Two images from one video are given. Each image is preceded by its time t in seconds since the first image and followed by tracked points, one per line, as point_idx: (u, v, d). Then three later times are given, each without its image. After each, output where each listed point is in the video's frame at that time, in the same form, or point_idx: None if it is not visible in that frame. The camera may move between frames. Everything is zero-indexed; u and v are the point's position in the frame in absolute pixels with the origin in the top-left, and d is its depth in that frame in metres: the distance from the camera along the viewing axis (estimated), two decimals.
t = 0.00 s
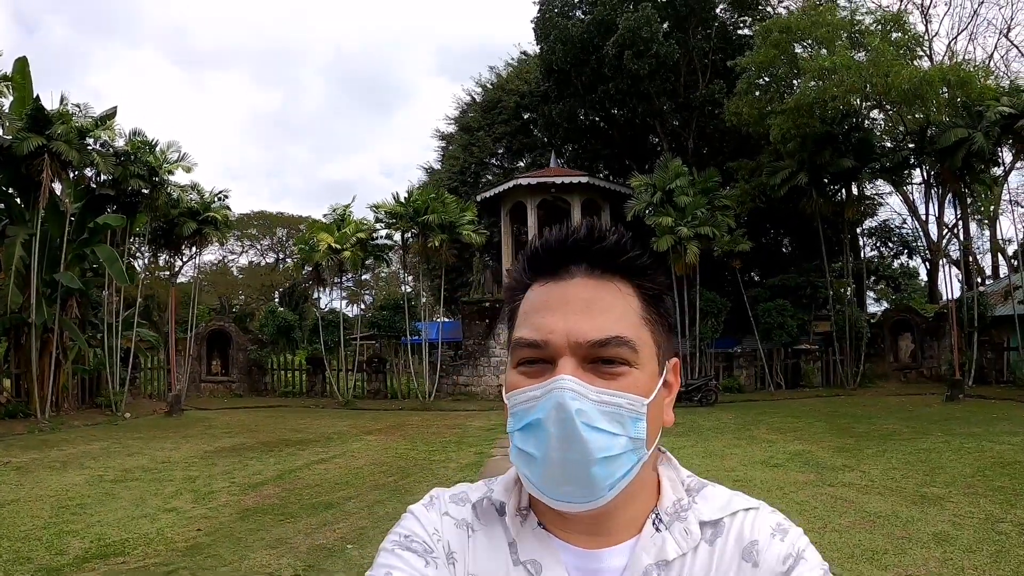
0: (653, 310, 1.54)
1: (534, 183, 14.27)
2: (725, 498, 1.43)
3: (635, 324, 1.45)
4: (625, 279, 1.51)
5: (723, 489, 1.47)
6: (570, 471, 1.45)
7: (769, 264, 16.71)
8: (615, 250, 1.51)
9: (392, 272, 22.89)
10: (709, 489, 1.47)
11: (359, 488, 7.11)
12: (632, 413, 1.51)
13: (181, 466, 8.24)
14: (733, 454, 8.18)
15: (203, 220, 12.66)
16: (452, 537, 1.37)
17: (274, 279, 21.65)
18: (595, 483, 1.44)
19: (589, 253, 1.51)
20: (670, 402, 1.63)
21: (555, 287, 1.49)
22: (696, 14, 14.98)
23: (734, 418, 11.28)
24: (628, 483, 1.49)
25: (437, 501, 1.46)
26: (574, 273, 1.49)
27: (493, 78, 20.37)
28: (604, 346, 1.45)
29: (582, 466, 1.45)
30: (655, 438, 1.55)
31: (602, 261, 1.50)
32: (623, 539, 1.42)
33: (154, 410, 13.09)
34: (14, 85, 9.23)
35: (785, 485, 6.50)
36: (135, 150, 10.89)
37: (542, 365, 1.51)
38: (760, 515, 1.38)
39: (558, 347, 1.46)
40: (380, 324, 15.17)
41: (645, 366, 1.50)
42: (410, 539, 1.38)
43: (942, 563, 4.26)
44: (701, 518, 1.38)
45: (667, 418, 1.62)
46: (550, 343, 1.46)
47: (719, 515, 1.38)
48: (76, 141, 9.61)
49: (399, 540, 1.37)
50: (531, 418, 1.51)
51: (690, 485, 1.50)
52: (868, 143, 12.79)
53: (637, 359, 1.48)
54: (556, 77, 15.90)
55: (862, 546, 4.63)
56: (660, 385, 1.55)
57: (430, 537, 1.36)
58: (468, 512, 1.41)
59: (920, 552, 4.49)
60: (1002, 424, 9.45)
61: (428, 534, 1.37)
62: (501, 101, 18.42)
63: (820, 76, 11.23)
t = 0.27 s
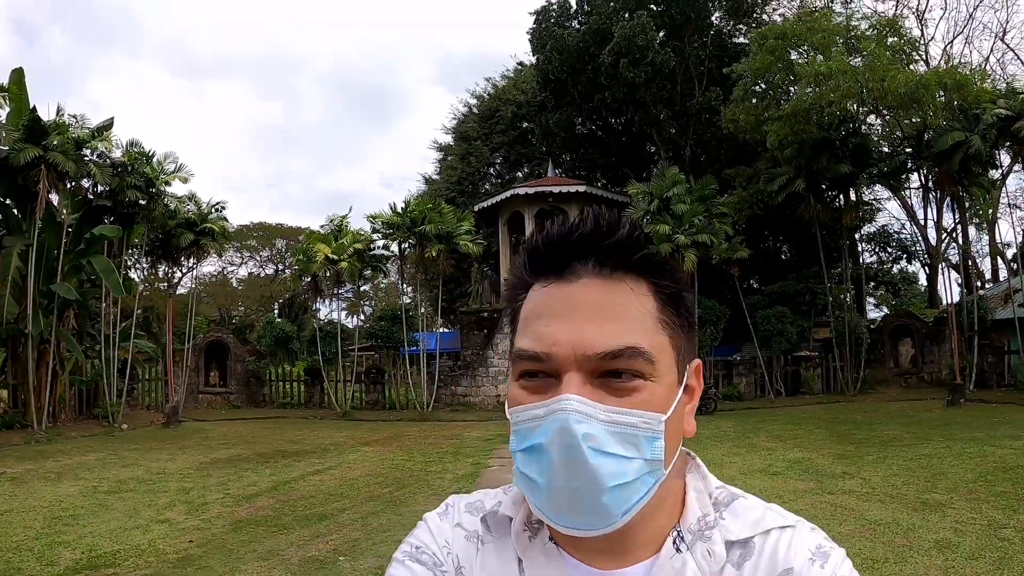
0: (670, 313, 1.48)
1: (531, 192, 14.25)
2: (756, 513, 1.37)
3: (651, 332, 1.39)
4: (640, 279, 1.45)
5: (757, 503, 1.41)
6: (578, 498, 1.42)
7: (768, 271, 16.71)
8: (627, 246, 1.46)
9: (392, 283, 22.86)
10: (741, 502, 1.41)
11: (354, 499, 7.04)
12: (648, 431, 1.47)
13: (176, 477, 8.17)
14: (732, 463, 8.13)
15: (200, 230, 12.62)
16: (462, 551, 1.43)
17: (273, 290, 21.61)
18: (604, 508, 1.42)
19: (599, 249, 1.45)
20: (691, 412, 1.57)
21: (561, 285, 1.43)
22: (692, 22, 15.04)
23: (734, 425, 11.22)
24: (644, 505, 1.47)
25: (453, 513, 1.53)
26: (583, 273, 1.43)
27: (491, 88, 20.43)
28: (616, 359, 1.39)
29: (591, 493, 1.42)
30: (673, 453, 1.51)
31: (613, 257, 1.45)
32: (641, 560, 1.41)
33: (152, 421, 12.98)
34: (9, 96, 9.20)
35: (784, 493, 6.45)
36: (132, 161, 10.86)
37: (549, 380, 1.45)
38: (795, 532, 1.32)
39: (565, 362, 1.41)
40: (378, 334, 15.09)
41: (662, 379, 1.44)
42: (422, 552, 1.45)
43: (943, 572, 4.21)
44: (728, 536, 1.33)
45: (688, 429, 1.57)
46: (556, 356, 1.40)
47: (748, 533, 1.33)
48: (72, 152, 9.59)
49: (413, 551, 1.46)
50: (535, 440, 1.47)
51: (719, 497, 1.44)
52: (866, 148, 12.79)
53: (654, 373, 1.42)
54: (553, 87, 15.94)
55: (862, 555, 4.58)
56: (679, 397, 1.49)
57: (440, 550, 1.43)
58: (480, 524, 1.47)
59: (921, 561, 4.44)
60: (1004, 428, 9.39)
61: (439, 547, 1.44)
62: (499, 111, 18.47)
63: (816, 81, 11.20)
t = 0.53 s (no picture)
0: (655, 319, 1.41)
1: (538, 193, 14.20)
2: (752, 536, 1.26)
3: (630, 340, 1.33)
4: (621, 285, 1.40)
5: (754, 524, 1.29)
6: (558, 509, 1.40)
7: (777, 269, 16.58)
8: (607, 252, 1.42)
9: (400, 287, 22.88)
10: (737, 523, 1.29)
11: (361, 504, 7.03)
12: (629, 441, 1.41)
13: (185, 483, 8.18)
14: (742, 463, 8.05)
15: (208, 237, 12.69)
16: (446, 568, 1.46)
17: (283, 296, 21.67)
18: (583, 518, 1.39)
19: (580, 256, 1.42)
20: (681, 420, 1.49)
21: (544, 294, 1.40)
22: (695, 20, 14.97)
23: (744, 425, 11.13)
24: (628, 515, 1.41)
25: (446, 526, 1.56)
26: (563, 282, 1.40)
27: (495, 90, 20.41)
28: (594, 369, 1.34)
29: (571, 505, 1.39)
30: (658, 463, 1.44)
31: (593, 265, 1.41)
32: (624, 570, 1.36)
33: (162, 428, 13.03)
34: (16, 107, 9.26)
35: (793, 494, 6.38)
36: (139, 170, 10.90)
37: (531, 388, 1.42)
38: (792, 564, 1.20)
39: (543, 370, 1.37)
40: (387, 338, 15.08)
41: (645, 387, 1.37)
42: (413, 570, 1.50)
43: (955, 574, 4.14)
44: (719, 560, 1.23)
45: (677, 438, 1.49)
46: (535, 365, 1.36)
47: (741, 558, 1.22)
48: (78, 162, 9.65)
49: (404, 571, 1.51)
50: (517, 449, 1.44)
51: (714, 516, 1.33)
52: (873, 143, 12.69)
53: (636, 382, 1.36)
54: (557, 88, 15.90)
55: (872, 557, 4.51)
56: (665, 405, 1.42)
57: (426, 570, 1.47)
58: (465, 541, 1.48)
59: (932, 562, 4.36)
60: (1018, 424, 9.26)
61: (425, 564, 1.48)
62: (504, 112, 18.44)
63: (822, 76, 11.13)
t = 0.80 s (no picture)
0: (650, 336, 1.36)
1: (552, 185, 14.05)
2: (730, 556, 1.19)
3: (622, 357, 1.29)
4: (617, 303, 1.35)
5: (736, 544, 1.22)
6: (546, 517, 1.36)
7: (794, 259, 16.39)
8: (606, 268, 1.37)
9: (416, 282, 22.91)
10: (717, 541, 1.22)
11: (376, 500, 7.03)
12: (617, 454, 1.36)
13: (200, 481, 8.25)
14: (759, 456, 7.95)
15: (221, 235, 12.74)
16: None
17: (300, 292, 21.79)
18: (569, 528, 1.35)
19: (578, 272, 1.38)
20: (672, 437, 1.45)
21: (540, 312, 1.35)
22: (707, 8, 14.75)
23: (761, 417, 11.01)
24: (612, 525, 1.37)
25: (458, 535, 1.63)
26: (561, 297, 1.36)
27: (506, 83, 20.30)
28: (584, 382, 1.29)
29: (558, 513, 1.35)
30: (646, 477, 1.38)
31: (592, 281, 1.36)
32: None
33: (179, 425, 13.14)
34: (26, 111, 9.33)
35: (810, 488, 6.29)
36: (150, 170, 10.96)
37: (522, 397, 1.38)
38: None
39: (534, 381, 1.33)
40: (402, 333, 15.06)
41: (635, 403, 1.32)
42: None
43: (976, 571, 4.05)
44: None
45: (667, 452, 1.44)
46: (527, 377, 1.32)
47: None
48: (90, 164, 9.71)
49: None
50: (507, 457, 1.40)
51: (696, 532, 1.26)
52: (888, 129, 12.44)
53: (625, 397, 1.31)
54: (569, 80, 15.77)
55: (891, 554, 4.43)
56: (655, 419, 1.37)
57: None
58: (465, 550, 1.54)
59: (953, 559, 4.27)
60: None
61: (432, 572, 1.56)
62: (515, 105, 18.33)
63: (836, 63, 10.93)
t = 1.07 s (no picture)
0: (604, 338, 1.29)
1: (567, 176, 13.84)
2: (707, 559, 1.07)
3: (568, 366, 1.23)
4: (562, 311, 1.29)
5: (718, 546, 1.09)
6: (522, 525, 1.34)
7: (811, 247, 16.12)
8: (552, 281, 1.32)
9: (433, 275, 22.86)
10: (697, 541, 1.10)
11: (392, 496, 7.00)
12: (578, 459, 1.27)
13: (216, 478, 8.28)
14: (780, 449, 7.80)
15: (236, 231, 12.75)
16: None
17: (317, 288, 21.85)
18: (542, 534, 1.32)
19: (524, 287, 1.33)
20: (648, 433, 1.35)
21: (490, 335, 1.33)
22: None
23: (782, 408, 10.83)
24: (586, 525, 1.30)
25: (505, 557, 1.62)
26: (508, 315, 1.32)
27: (518, 74, 20.12)
28: (532, 395, 1.25)
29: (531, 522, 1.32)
30: (617, 478, 1.29)
31: (538, 294, 1.31)
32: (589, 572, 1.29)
33: (197, 422, 13.22)
34: (38, 113, 9.37)
35: (833, 481, 6.15)
36: (164, 169, 10.99)
37: (483, 413, 1.34)
38: None
39: (486, 399, 1.29)
40: (418, 327, 15.02)
41: (591, 409, 1.25)
42: None
43: (1006, 567, 3.92)
44: None
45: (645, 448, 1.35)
46: (481, 395, 1.29)
47: None
48: (103, 164, 9.74)
49: None
50: (478, 472, 1.38)
51: (677, 531, 1.14)
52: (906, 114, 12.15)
53: (578, 404, 1.24)
54: (582, 70, 15.58)
55: (917, 550, 4.30)
56: (620, 419, 1.29)
57: None
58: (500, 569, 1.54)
59: (981, 555, 4.14)
60: None
61: None
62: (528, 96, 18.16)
63: (853, 48, 10.65)
